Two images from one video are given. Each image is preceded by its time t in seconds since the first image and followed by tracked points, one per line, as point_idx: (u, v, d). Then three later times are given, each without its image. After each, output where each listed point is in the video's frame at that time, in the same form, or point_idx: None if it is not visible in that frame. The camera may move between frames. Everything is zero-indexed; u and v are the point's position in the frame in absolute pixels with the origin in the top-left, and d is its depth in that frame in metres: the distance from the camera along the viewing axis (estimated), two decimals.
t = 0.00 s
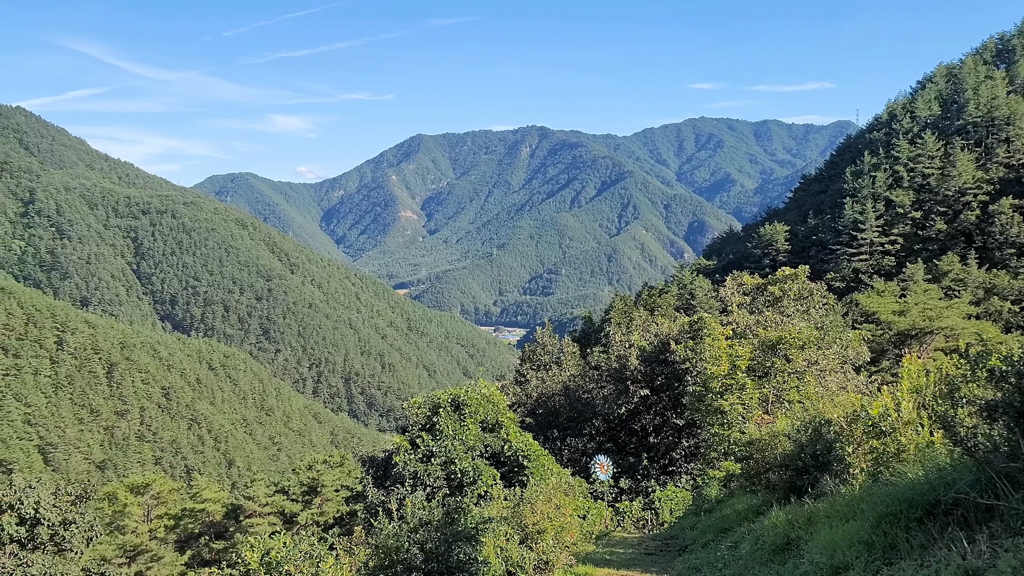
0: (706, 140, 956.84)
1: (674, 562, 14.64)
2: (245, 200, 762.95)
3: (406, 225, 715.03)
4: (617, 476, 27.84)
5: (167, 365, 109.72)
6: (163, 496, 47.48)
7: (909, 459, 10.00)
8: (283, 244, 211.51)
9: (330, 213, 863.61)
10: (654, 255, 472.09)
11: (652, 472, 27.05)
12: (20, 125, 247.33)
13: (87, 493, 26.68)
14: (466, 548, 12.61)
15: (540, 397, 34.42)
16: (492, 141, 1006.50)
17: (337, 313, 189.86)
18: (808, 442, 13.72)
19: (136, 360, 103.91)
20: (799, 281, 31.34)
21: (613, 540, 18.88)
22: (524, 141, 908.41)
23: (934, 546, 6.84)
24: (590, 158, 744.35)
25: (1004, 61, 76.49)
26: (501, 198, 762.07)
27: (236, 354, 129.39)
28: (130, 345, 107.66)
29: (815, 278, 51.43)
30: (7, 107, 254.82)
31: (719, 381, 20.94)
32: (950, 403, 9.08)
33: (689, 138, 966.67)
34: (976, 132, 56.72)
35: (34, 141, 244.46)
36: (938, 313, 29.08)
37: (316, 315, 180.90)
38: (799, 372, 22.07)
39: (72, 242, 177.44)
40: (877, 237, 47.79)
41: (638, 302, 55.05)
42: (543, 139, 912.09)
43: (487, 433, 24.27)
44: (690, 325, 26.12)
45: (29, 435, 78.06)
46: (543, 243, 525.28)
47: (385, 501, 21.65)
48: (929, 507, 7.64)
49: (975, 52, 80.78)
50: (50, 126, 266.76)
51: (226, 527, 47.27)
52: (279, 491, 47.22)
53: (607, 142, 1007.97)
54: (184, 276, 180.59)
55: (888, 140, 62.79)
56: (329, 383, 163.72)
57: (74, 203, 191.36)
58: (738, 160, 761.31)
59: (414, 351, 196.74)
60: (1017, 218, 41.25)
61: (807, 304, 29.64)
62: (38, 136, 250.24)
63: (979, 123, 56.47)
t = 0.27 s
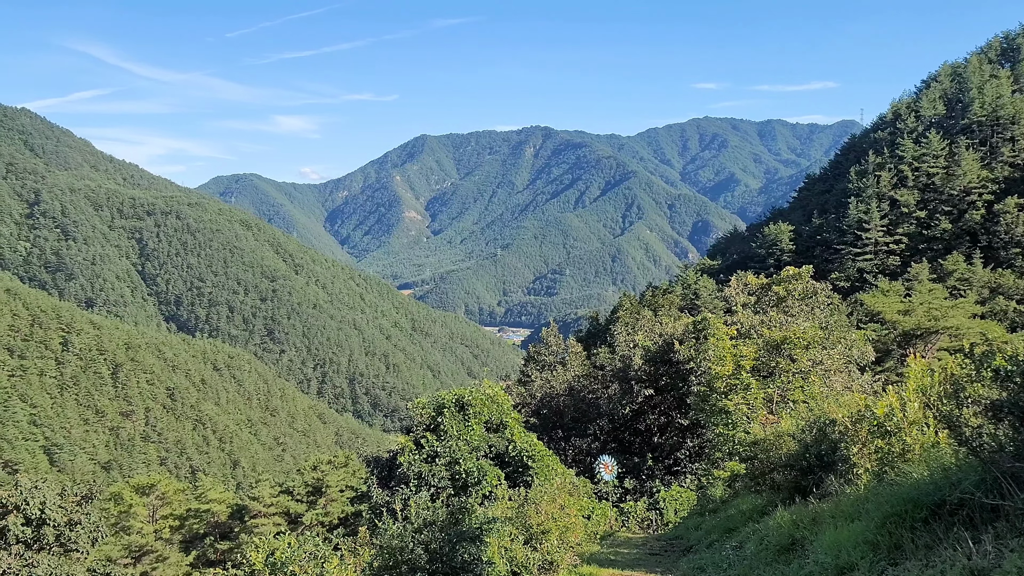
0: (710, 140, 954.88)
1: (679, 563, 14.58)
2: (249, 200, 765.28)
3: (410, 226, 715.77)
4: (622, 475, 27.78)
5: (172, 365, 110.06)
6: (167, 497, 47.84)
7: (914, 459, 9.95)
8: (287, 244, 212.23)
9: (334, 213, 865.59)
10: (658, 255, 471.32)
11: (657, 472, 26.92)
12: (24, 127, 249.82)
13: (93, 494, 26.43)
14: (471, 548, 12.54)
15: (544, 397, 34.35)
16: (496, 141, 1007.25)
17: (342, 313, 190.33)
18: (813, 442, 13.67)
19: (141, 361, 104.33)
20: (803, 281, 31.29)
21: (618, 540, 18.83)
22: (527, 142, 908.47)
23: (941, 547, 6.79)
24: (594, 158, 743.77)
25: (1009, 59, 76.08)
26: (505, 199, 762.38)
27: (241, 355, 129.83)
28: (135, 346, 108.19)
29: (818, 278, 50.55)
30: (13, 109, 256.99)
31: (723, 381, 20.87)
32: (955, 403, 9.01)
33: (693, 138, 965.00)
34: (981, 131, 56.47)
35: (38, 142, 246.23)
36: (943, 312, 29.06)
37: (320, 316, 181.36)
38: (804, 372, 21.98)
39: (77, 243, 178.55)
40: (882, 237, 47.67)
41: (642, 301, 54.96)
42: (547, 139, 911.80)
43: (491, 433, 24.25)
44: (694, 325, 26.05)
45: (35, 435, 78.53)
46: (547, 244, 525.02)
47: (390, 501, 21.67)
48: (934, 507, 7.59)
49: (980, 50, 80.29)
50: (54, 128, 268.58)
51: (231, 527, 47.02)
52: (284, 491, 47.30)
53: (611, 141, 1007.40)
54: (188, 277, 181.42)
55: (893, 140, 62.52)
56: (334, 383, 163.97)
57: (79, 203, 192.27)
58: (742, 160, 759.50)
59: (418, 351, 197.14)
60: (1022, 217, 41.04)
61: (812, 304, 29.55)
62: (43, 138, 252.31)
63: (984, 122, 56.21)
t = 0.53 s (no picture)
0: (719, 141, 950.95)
1: (688, 565, 14.51)
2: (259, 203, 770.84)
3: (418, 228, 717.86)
4: (632, 478, 27.72)
5: (181, 367, 110.92)
6: (177, 499, 48.80)
7: (925, 462, 9.84)
8: (296, 247, 213.71)
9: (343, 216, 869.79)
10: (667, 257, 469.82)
11: (666, 475, 26.72)
12: (35, 131, 255.11)
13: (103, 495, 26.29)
14: (479, 550, 12.57)
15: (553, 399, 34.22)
16: (504, 143, 1009.15)
17: (350, 316, 191.22)
18: (822, 444, 13.63)
19: (150, 364, 105.27)
20: (812, 282, 31.08)
21: (627, 543, 18.77)
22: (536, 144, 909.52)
23: (951, 549, 6.72)
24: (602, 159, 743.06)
25: (1020, 59, 75.27)
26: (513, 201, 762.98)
27: (250, 357, 130.77)
28: (145, 349, 109.08)
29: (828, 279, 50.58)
30: (24, 114, 264.46)
31: (732, 384, 20.76)
32: (965, 405, 8.92)
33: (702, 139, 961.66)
34: (991, 132, 55.88)
35: (49, 146, 249.72)
36: (953, 313, 28.78)
37: (329, 318, 182.33)
38: (814, 374, 21.83)
39: (87, 246, 181.48)
40: (892, 238, 47.41)
41: (650, 303, 54.79)
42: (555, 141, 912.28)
43: (500, 435, 24.24)
44: (702, 326, 25.95)
45: (44, 438, 79.54)
46: (555, 246, 524.75)
47: (399, 503, 21.74)
48: (945, 510, 7.51)
49: (991, 50, 79.42)
50: (65, 131, 271.85)
51: (240, 530, 46.75)
52: (294, 493, 47.52)
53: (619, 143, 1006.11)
54: (198, 280, 183.20)
55: (902, 141, 61.97)
56: (343, 385, 164.23)
57: (89, 207, 194.77)
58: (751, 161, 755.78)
59: (426, 353, 197.65)
60: None
61: (821, 305, 29.34)
62: (54, 141, 256.69)
63: (994, 122, 55.64)
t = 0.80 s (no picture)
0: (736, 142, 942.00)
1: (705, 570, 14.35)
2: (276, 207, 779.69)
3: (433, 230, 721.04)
4: (649, 480, 27.39)
5: (199, 369, 112.44)
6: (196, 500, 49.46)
7: (945, 466, 9.67)
8: (313, 250, 216.09)
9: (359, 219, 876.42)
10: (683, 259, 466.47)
11: (683, 477, 26.49)
12: (55, 135, 262.72)
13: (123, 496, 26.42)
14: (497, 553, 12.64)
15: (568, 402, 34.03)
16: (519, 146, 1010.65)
17: (366, 318, 192.66)
18: (841, 448, 13.44)
19: (168, 365, 106.75)
20: (829, 286, 30.62)
21: (644, 546, 18.63)
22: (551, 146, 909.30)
23: (973, 555, 6.59)
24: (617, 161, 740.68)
25: None
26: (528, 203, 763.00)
27: (267, 359, 132.21)
28: (163, 351, 110.54)
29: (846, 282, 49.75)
30: (46, 118, 273.25)
31: (750, 387, 20.51)
32: (986, 409, 8.73)
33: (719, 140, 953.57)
34: (1012, 132, 54.78)
35: (70, 150, 254.70)
36: (972, 316, 28.20)
37: (345, 321, 183.95)
38: (832, 377, 21.55)
39: (107, 249, 184.86)
40: (910, 241, 46.85)
41: (666, 305, 54.35)
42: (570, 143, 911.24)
43: (516, 438, 24.22)
44: (719, 329, 25.71)
45: (64, 439, 80.73)
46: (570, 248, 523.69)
47: (416, 506, 21.84)
48: (965, 515, 7.35)
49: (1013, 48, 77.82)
50: (86, 136, 277.01)
51: (258, 531, 47.54)
52: (310, 495, 47.85)
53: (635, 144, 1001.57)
54: (215, 283, 185.43)
55: (921, 142, 60.90)
56: (359, 387, 165.40)
57: (108, 210, 198.85)
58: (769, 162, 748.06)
59: (442, 355, 198.45)
60: None
61: (839, 308, 28.87)
62: (74, 145, 262.76)
63: (1015, 123, 54.51)
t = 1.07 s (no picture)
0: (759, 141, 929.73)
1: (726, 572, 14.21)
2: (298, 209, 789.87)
3: (453, 232, 723.80)
4: (669, 482, 27.16)
5: (221, 370, 114.25)
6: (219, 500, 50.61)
7: (973, 470, 9.45)
8: (334, 252, 218.73)
9: (380, 219, 883.02)
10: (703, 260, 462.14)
11: (704, 479, 26.54)
12: (81, 138, 266.40)
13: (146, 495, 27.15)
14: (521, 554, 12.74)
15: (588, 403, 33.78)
16: (538, 146, 1009.80)
17: (387, 319, 194.42)
18: (865, 450, 13.28)
19: (191, 365, 108.51)
20: (853, 287, 29.94)
21: (665, 548, 18.50)
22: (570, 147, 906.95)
23: (1001, 559, 6.47)
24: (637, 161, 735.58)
25: None
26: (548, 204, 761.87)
27: (288, 360, 133.88)
28: (186, 351, 112.19)
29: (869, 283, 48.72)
30: (71, 121, 278.07)
31: (773, 388, 20.28)
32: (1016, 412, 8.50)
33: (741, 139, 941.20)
34: None
35: (95, 152, 259.33)
36: (997, 318, 27.42)
37: (365, 322, 185.95)
38: (855, 379, 21.24)
39: (132, 250, 186.49)
40: (935, 241, 45.35)
41: (687, 305, 53.83)
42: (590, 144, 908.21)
43: (537, 438, 24.24)
44: (740, 331, 25.49)
45: (90, 438, 82.89)
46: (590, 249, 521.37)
47: (438, 506, 21.99)
48: (995, 518, 7.20)
49: None
50: (111, 138, 282.11)
51: (279, 530, 48.84)
52: (331, 495, 48.41)
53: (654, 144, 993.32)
54: (238, 284, 187.39)
55: (944, 142, 59.44)
56: (379, 387, 166.85)
57: (133, 211, 200.73)
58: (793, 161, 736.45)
59: (462, 356, 199.49)
60: None
61: (862, 310, 28.25)
62: (99, 147, 267.42)
63: None
